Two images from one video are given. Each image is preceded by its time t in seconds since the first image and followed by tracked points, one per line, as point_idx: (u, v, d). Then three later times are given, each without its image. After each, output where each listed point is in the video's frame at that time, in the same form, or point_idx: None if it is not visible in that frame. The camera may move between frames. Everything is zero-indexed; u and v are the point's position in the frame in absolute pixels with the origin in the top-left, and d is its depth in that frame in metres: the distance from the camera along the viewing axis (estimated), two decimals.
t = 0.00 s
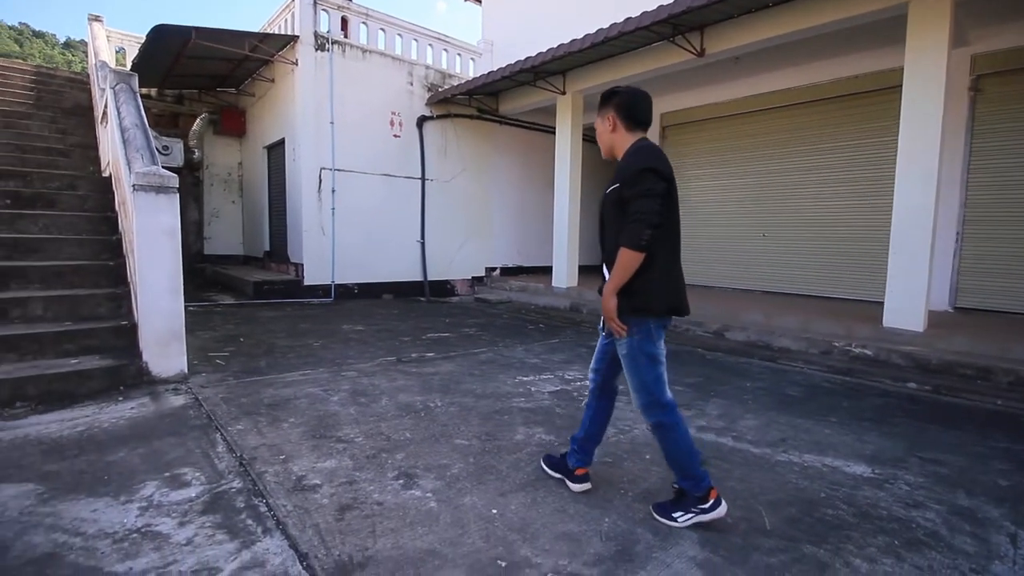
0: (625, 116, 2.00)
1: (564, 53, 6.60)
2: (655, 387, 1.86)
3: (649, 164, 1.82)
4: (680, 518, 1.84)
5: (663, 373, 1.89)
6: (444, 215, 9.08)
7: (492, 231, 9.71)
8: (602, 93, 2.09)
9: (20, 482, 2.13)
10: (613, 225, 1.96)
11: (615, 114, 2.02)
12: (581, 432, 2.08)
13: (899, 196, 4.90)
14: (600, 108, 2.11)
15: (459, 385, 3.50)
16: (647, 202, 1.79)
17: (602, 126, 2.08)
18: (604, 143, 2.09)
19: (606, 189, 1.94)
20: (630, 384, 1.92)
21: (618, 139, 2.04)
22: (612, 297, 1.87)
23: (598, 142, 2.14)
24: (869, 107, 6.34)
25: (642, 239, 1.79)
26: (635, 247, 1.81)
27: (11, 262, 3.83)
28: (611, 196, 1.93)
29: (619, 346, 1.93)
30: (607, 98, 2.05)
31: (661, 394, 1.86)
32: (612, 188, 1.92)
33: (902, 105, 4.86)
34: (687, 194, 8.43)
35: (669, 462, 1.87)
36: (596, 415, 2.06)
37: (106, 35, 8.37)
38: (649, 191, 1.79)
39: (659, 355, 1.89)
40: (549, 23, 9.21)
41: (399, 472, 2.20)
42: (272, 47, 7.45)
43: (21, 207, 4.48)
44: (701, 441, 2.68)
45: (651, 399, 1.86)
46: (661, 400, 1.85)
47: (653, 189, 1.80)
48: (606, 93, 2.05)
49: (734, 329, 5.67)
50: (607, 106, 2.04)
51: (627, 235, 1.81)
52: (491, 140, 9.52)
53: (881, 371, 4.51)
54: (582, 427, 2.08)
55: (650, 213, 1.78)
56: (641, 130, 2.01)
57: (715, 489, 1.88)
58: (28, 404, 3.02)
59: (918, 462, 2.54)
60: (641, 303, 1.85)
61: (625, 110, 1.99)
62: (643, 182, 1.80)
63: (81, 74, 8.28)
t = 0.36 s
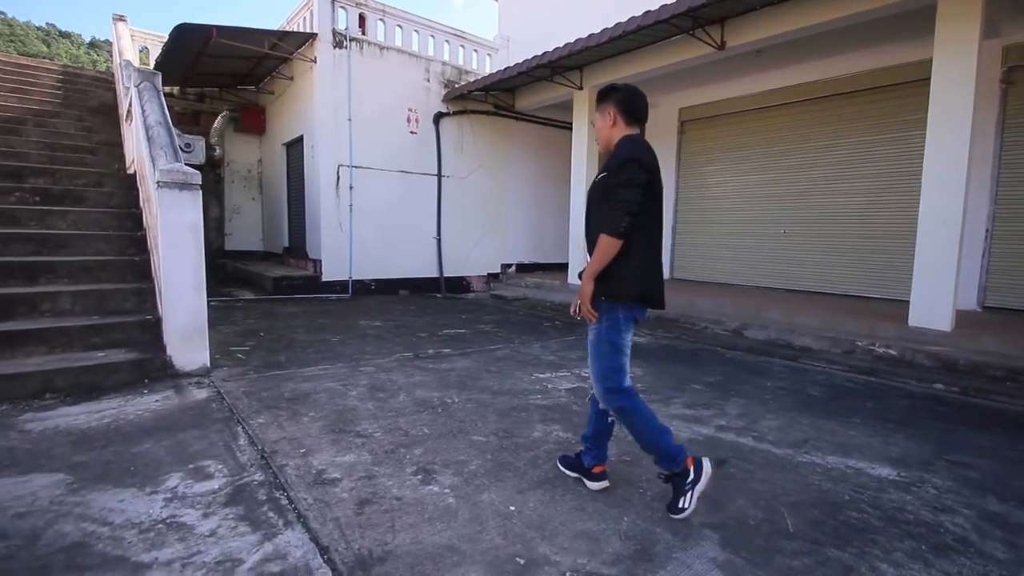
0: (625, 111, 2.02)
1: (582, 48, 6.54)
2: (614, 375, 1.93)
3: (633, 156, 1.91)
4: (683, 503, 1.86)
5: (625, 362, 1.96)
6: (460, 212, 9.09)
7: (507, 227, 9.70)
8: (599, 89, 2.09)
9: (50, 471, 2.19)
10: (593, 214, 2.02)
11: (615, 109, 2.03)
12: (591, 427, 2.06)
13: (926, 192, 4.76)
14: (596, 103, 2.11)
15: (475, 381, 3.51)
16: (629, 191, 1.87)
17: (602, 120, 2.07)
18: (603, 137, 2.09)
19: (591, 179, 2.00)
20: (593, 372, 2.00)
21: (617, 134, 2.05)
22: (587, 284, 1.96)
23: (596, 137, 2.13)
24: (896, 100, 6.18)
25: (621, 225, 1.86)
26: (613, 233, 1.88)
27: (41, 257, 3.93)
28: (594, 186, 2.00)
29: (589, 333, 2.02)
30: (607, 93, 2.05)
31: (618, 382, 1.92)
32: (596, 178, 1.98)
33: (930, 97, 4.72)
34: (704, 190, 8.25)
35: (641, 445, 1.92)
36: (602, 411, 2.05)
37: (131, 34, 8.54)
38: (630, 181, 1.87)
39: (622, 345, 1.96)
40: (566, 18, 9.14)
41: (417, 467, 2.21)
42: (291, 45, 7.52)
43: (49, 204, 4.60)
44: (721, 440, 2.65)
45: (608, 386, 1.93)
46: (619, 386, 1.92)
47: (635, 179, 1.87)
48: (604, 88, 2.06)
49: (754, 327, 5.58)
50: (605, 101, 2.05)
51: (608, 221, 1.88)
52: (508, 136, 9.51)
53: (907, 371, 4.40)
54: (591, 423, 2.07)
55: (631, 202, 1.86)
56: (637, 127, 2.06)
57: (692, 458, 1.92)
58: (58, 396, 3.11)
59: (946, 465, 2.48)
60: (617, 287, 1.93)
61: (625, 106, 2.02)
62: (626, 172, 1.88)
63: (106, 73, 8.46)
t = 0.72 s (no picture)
0: (629, 108, 2.06)
1: (602, 42, 6.47)
2: (575, 358, 1.96)
3: (635, 152, 1.93)
4: (594, 483, 1.96)
5: (594, 351, 1.98)
6: (479, 208, 9.10)
7: (526, 224, 9.68)
8: (599, 88, 2.11)
9: (84, 459, 2.27)
10: (597, 207, 2.05)
11: (619, 107, 2.05)
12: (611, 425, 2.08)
13: (961, 187, 4.59)
14: (598, 101, 2.12)
15: (495, 377, 3.51)
16: (633, 185, 1.89)
17: (605, 118, 2.09)
18: (607, 135, 2.10)
19: (594, 174, 2.03)
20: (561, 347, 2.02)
21: (622, 131, 2.07)
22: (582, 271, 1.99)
23: (599, 134, 2.14)
24: (929, 91, 5.99)
25: (623, 220, 1.89)
26: (615, 227, 1.90)
27: (75, 252, 4.06)
28: (598, 181, 2.02)
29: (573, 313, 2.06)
30: (609, 91, 2.07)
31: (577, 366, 1.95)
32: (600, 173, 2.00)
33: (965, 89, 4.55)
34: (727, 185, 8.09)
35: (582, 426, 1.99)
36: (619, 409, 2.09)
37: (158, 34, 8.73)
38: (632, 176, 1.89)
39: (594, 335, 1.98)
40: (587, 12, 9.06)
41: (437, 461, 2.23)
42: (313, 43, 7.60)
43: (82, 200, 4.74)
44: (744, 440, 2.61)
45: (568, 365, 1.96)
46: (578, 369, 1.95)
47: (637, 174, 1.89)
48: (605, 87, 2.08)
49: (777, 325, 5.47)
50: (607, 99, 2.08)
51: (610, 215, 1.90)
52: (527, 132, 9.48)
53: (938, 372, 4.28)
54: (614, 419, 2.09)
55: (633, 197, 1.88)
56: (640, 123, 2.09)
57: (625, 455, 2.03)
58: (91, 386, 3.21)
59: (980, 469, 2.40)
60: (614, 278, 1.95)
61: (628, 103, 2.05)
62: (628, 168, 1.91)
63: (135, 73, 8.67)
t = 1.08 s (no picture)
0: (626, 107, 2.08)
1: (629, 36, 6.38)
2: (572, 347, 2.08)
3: (639, 151, 1.94)
4: (505, 432, 2.29)
5: (590, 343, 2.06)
6: (503, 205, 9.11)
7: (551, 220, 9.65)
8: (593, 89, 2.13)
9: (126, 447, 2.36)
10: (605, 207, 2.06)
11: (617, 106, 2.07)
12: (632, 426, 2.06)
13: (1008, 181, 4.37)
14: (593, 102, 2.15)
15: (519, 374, 3.52)
16: (642, 187, 1.89)
17: (603, 118, 2.11)
18: (607, 134, 2.13)
19: (597, 175, 2.04)
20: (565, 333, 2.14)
21: (621, 129, 2.10)
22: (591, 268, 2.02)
23: (597, 134, 2.16)
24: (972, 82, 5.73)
25: (637, 222, 1.91)
26: (628, 228, 1.92)
27: (116, 248, 4.23)
28: (603, 181, 2.02)
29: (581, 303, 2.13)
30: (604, 91, 2.10)
31: (570, 354, 2.08)
32: (605, 173, 2.01)
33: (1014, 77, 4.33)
34: (757, 180, 7.90)
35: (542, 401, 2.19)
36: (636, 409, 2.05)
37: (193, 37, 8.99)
38: (642, 177, 1.90)
39: (594, 327, 2.04)
40: (613, 6, 8.94)
41: (463, 456, 2.25)
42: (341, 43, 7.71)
43: (122, 198, 4.92)
44: (774, 441, 2.56)
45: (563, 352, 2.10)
46: (571, 358, 2.09)
47: (646, 175, 1.90)
48: (600, 87, 2.10)
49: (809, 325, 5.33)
50: (604, 99, 2.09)
51: (623, 217, 1.92)
52: (551, 128, 9.43)
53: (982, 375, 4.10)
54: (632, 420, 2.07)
55: (644, 199, 1.90)
56: (638, 121, 2.12)
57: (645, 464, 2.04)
58: (131, 377, 3.34)
59: None
60: (624, 279, 1.97)
61: (625, 102, 2.07)
62: (635, 168, 1.91)
63: (171, 74, 8.95)
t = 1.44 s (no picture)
0: (606, 111, 2.09)
1: (648, 32, 6.32)
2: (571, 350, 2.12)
3: (619, 161, 1.95)
4: (512, 434, 2.31)
5: (588, 345, 2.09)
6: (521, 203, 9.10)
7: (568, 218, 9.61)
8: (573, 93, 2.14)
9: (153, 440, 2.43)
10: (589, 215, 2.08)
11: (597, 111, 2.09)
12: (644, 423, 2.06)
13: None
14: (573, 106, 2.16)
15: (537, 372, 3.52)
16: (622, 197, 1.93)
17: (584, 122, 2.12)
18: (589, 138, 2.14)
19: (580, 184, 2.05)
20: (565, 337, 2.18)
21: (604, 133, 2.12)
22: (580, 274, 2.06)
23: (580, 138, 2.18)
24: (1002, 77, 5.58)
25: (617, 231, 1.93)
26: (610, 236, 1.95)
27: (143, 246, 4.34)
28: (586, 191, 2.05)
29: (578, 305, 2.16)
30: (584, 95, 2.11)
31: (569, 357, 2.12)
32: (588, 184, 2.03)
33: None
34: (778, 179, 7.78)
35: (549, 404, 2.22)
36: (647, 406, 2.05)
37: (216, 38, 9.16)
38: (621, 187, 1.92)
39: (589, 329, 2.07)
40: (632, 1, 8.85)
41: (481, 453, 2.26)
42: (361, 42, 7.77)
43: (150, 196, 5.04)
44: (796, 443, 2.51)
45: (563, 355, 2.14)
46: (570, 360, 2.12)
47: (624, 185, 1.92)
48: (579, 92, 2.11)
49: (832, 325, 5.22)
50: (584, 105, 2.11)
51: (604, 227, 1.95)
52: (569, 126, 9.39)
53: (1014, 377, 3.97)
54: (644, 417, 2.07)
55: (622, 208, 1.92)
56: (618, 124, 2.14)
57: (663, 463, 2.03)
58: (158, 371, 3.43)
59: None
60: (611, 284, 1.99)
61: (605, 106, 2.08)
62: (614, 178, 1.93)
63: (196, 75, 9.13)
